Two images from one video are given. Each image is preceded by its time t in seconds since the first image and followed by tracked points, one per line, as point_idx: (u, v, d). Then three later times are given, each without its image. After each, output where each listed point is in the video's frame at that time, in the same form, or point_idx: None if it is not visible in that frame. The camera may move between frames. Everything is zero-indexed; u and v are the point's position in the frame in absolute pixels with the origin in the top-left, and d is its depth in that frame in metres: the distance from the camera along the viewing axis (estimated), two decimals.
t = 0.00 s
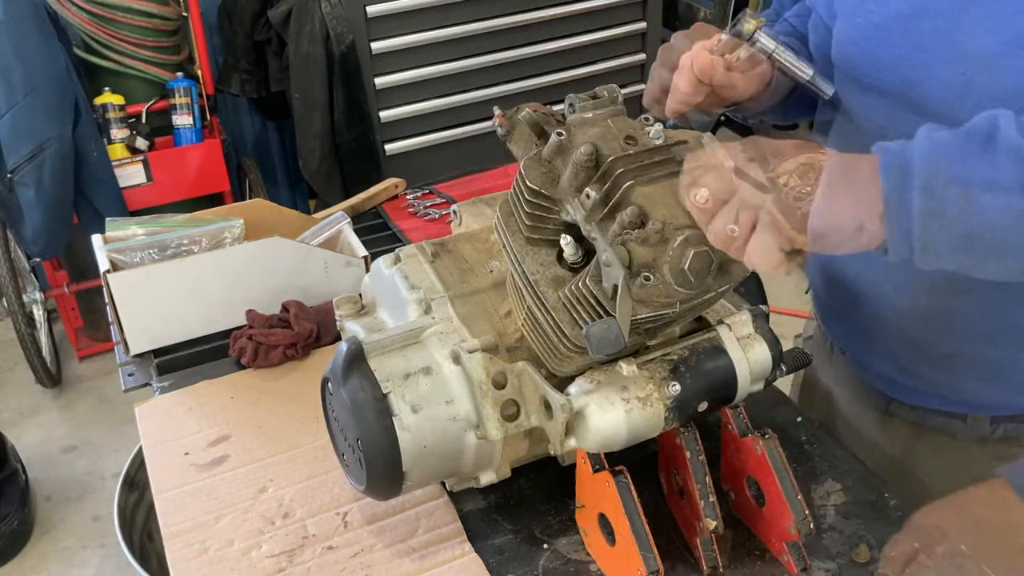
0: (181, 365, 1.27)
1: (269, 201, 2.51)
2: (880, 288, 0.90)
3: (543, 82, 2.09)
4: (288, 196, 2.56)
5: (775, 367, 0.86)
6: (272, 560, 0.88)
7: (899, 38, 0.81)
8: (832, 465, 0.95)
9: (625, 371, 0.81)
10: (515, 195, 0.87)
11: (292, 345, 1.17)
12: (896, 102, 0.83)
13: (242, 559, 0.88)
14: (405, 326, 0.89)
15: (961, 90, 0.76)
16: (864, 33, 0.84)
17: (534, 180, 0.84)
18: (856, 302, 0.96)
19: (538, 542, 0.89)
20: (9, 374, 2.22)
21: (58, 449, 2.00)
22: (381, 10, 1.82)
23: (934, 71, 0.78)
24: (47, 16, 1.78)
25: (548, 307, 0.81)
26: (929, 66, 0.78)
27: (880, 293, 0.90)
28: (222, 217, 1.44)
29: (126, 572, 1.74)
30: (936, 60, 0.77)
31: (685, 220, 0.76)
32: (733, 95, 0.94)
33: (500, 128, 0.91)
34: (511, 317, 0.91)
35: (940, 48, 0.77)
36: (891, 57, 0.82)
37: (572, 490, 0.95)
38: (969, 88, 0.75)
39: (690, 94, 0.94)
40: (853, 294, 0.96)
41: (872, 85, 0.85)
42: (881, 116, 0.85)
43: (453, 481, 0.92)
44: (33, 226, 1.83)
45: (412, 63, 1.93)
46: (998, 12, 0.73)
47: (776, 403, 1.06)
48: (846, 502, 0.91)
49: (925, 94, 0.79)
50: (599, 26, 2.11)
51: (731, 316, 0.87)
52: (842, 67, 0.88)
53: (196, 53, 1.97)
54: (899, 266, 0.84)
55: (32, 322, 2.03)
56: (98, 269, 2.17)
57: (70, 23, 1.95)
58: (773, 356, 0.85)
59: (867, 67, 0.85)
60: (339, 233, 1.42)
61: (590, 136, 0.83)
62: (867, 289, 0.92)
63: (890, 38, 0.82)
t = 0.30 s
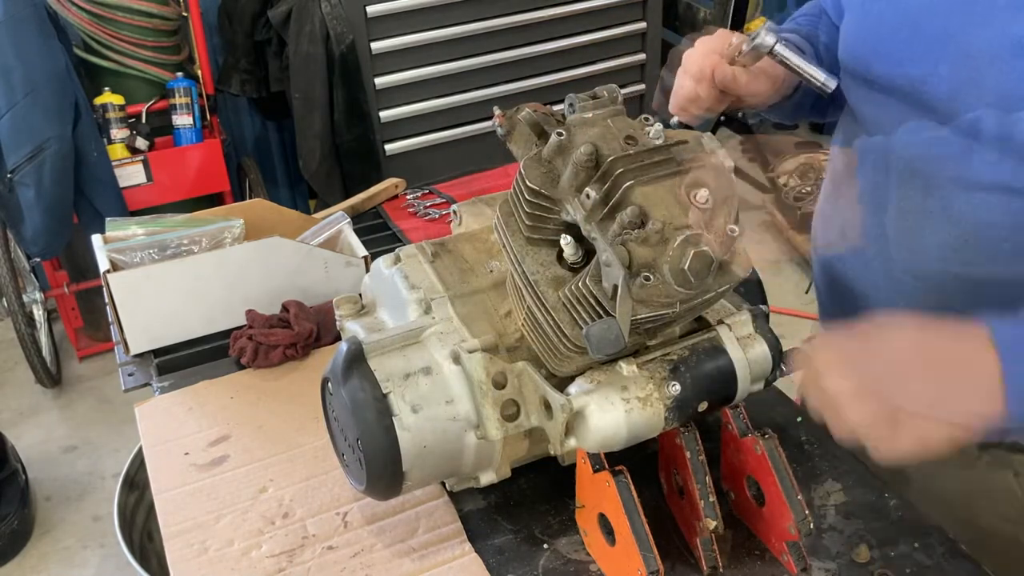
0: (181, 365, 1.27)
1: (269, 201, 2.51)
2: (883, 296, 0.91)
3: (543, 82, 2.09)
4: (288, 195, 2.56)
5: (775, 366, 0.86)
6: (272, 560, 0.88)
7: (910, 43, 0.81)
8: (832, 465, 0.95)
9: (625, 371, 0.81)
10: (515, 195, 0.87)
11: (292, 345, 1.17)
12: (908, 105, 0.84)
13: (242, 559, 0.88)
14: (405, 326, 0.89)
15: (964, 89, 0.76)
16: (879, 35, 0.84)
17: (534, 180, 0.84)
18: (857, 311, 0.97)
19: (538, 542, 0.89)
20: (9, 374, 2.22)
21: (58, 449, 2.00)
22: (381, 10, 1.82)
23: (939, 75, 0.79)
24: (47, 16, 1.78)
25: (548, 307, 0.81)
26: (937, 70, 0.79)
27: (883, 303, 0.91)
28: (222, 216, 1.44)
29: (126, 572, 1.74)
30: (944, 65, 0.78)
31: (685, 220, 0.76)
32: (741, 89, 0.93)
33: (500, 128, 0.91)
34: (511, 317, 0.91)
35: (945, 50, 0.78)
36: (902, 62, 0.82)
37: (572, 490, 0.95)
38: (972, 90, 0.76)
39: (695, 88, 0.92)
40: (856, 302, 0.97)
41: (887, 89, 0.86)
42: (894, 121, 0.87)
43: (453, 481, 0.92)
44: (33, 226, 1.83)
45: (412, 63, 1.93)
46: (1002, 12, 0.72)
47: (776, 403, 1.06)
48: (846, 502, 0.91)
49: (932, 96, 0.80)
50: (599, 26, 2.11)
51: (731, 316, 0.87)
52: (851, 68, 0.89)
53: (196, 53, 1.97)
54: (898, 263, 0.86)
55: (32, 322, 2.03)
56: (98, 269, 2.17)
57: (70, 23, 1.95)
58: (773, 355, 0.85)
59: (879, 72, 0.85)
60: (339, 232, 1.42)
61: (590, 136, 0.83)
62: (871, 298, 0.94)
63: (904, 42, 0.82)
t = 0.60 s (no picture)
0: (181, 365, 1.27)
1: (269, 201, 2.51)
2: (881, 308, 0.91)
3: (543, 82, 2.09)
4: (288, 196, 2.56)
5: (775, 367, 0.86)
6: (272, 560, 0.88)
7: (910, 39, 0.79)
8: (832, 465, 0.95)
9: (625, 371, 0.81)
10: (515, 195, 0.87)
11: (292, 345, 1.18)
12: (908, 102, 0.82)
13: (242, 559, 0.88)
14: (405, 326, 0.89)
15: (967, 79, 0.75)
16: (877, 34, 0.83)
17: (534, 180, 0.84)
18: (854, 323, 0.97)
19: (538, 542, 0.89)
20: (9, 374, 2.22)
21: (58, 449, 2.00)
22: (381, 10, 1.82)
23: (940, 67, 0.77)
24: (47, 16, 1.78)
25: (548, 307, 0.81)
26: (937, 63, 0.77)
27: (878, 313, 0.92)
28: (222, 217, 1.44)
29: (126, 572, 1.74)
30: (944, 57, 0.76)
31: (685, 220, 0.76)
32: (744, 87, 0.93)
33: (500, 128, 0.91)
34: (511, 317, 0.91)
35: (946, 39, 0.76)
36: (900, 59, 0.81)
37: (572, 490, 0.95)
38: (972, 80, 0.75)
39: (699, 88, 0.92)
40: (855, 308, 0.96)
41: (885, 88, 0.84)
42: (895, 122, 0.85)
43: (453, 481, 0.92)
44: (33, 226, 1.83)
45: (412, 63, 1.93)
46: None
47: (776, 403, 1.06)
48: (846, 501, 0.91)
49: (933, 90, 0.78)
50: (599, 26, 2.11)
51: (731, 316, 0.87)
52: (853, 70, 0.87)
53: (196, 53, 1.97)
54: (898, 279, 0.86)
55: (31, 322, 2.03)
56: (98, 268, 2.17)
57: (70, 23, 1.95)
58: (773, 355, 0.85)
59: (879, 70, 0.83)
60: (339, 233, 1.42)
61: (589, 136, 0.83)
62: (869, 306, 0.93)
63: (902, 39, 0.80)
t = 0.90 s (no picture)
0: (181, 365, 1.27)
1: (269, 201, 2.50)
2: (880, 308, 0.91)
3: (543, 82, 2.09)
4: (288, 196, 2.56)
5: (775, 367, 0.86)
6: (272, 560, 0.88)
7: (903, 37, 0.79)
8: (832, 465, 0.95)
9: (625, 371, 0.81)
10: (515, 195, 0.87)
11: (292, 345, 1.18)
12: (901, 101, 0.82)
13: (242, 559, 0.88)
14: (405, 326, 0.89)
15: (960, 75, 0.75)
16: (871, 32, 0.82)
17: (534, 180, 0.84)
18: (851, 322, 0.97)
19: (539, 542, 0.89)
20: (9, 374, 2.22)
21: (58, 449, 2.00)
22: (381, 10, 1.82)
23: (934, 64, 0.77)
24: (47, 16, 1.78)
25: (548, 307, 0.81)
26: (931, 61, 0.77)
27: (876, 312, 0.91)
28: (222, 217, 1.44)
29: (126, 572, 1.74)
30: (938, 54, 0.76)
31: (685, 220, 0.76)
32: (738, 91, 0.92)
33: (500, 128, 0.91)
34: (511, 317, 0.91)
35: (941, 36, 0.76)
36: (893, 58, 0.80)
37: (572, 490, 0.95)
38: (967, 76, 0.75)
39: (692, 91, 0.92)
40: (852, 309, 0.95)
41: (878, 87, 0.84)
42: (889, 121, 0.85)
43: (453, 481, 0.92)
44: (33, 226, 1.83)
45: (412, 63, 1.93)
46: None
47: (775, 403, 1.06)
48: (846, 501, 0.90)
49: (926, 88, 0.78)
50: (599, 26, 2.11)
51: (731, 316, 0.87)
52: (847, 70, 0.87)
53: (196, 53, 1.97)
54: (897, 279, 0.86)
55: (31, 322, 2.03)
56: (98, 269, 2.17)
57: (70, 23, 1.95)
58: (773, 355, 0.85)
59: (872, 69, 0.83)
60: (339, 233, 1.42)
61: (590, 136, 0.83)
62: (867, 307, 0.92)
63: (895, 37, 0.80)
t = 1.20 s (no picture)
0: (181, 365, 1.27)
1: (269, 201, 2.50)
2: (875, 306, 0.91)
3: (543, 82, 2.09)
4: (288, 196, 2.56)
5: (775, 367, 0.86)
6: (272, 560, 0.88)
7: (901, 34, 0.79)
8: (832, 465, 0.95)
9: (625, 371, 0.81)
10: (515, 195, 0.87)
11: (292, 345, 1.18)
12: (897, 100, 0.83)
13: (242, 559, 0.88)
14: (405, 326, 0.89)
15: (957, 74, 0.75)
16: (869, 29, 0.83)
17: (534, 180, 0.84)
18: (846, 322, 0.97)
19: (538, 542, 0.89)
20: (9, 374, 2.22)
21: (58, 449, 2.00)
22: (381, 10, 1.82)
23: (931, 63, 0.77)
24: (47, 16, 1.78)
25: (548, 307, 0.81)
26: (929, 59, 0.77)
27: (872, 311, 0.91)
28: (222, 217, 1.44)
29: (126, 572, 1.74)
30: (936, 53, 0.76)
31: (685, 220, 0.76)
32: (738, 88, 0.92)
33: (500, 128, 0.91)
34: (511, 317, 0.91)
35: (939, 35, 0.76)
36: (890, 56, 0.81)
37: (572, 490, 0.95)
38: (964, 76, 0.74)
39: (691, 89, 0.92)
40: (848, 307, 0.95)
41: (875, 85, 0.85)
42: (885, 120, 0.85)
43: (453, 481, 0.92)
44: (33, 226, 1.83)
45: (412, 63, 1.93)
46: None
47: (775, 404, 1.06)
48: (846, 501, 0.90)
49: (924, 86, 0.78)
50: (599, 26, 2.11)
51: (731, 316, 0.87)
52: (845, 67, 0.88)
53: (196, 53, 1.97)
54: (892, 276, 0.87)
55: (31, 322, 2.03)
56: (98, 269, 2.17)
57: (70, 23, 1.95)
58: (773, 356, 0.85)
59: (869, 66, 0.84)
60: (339, 233, 1.42)
61: (590, 136, 0.83)
62: (862, 304, 0.93)
63: (893, 35, 0.80)
